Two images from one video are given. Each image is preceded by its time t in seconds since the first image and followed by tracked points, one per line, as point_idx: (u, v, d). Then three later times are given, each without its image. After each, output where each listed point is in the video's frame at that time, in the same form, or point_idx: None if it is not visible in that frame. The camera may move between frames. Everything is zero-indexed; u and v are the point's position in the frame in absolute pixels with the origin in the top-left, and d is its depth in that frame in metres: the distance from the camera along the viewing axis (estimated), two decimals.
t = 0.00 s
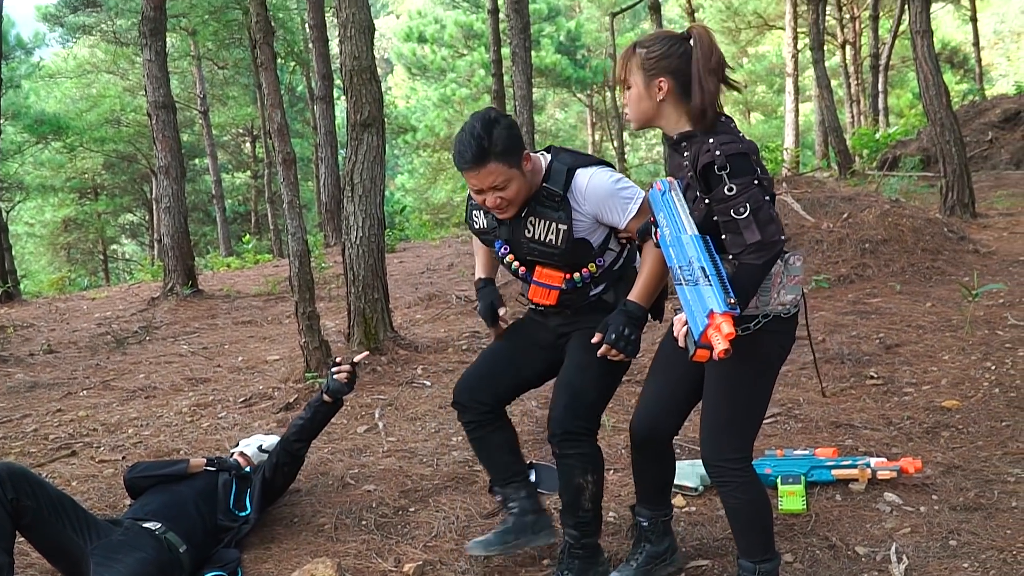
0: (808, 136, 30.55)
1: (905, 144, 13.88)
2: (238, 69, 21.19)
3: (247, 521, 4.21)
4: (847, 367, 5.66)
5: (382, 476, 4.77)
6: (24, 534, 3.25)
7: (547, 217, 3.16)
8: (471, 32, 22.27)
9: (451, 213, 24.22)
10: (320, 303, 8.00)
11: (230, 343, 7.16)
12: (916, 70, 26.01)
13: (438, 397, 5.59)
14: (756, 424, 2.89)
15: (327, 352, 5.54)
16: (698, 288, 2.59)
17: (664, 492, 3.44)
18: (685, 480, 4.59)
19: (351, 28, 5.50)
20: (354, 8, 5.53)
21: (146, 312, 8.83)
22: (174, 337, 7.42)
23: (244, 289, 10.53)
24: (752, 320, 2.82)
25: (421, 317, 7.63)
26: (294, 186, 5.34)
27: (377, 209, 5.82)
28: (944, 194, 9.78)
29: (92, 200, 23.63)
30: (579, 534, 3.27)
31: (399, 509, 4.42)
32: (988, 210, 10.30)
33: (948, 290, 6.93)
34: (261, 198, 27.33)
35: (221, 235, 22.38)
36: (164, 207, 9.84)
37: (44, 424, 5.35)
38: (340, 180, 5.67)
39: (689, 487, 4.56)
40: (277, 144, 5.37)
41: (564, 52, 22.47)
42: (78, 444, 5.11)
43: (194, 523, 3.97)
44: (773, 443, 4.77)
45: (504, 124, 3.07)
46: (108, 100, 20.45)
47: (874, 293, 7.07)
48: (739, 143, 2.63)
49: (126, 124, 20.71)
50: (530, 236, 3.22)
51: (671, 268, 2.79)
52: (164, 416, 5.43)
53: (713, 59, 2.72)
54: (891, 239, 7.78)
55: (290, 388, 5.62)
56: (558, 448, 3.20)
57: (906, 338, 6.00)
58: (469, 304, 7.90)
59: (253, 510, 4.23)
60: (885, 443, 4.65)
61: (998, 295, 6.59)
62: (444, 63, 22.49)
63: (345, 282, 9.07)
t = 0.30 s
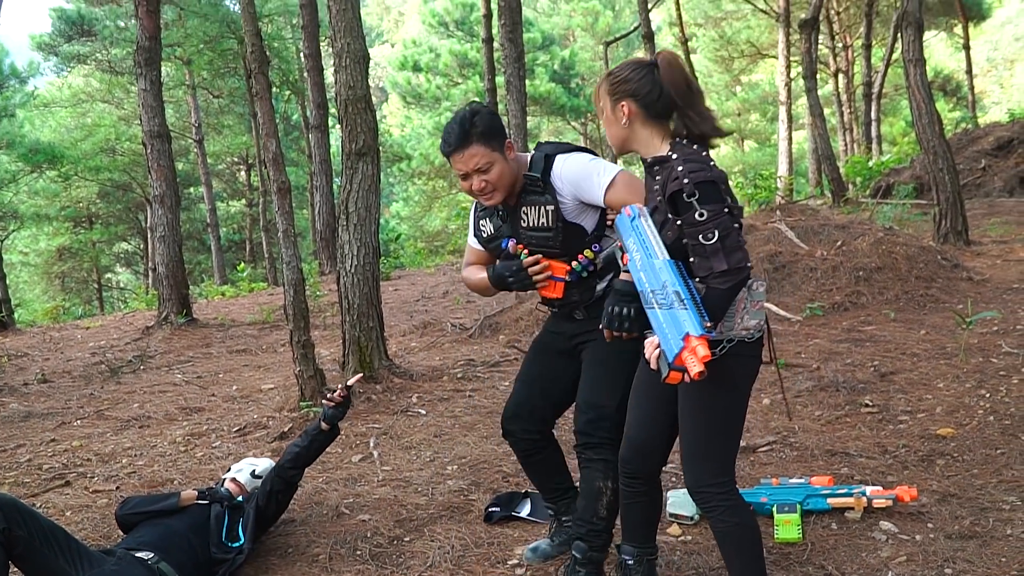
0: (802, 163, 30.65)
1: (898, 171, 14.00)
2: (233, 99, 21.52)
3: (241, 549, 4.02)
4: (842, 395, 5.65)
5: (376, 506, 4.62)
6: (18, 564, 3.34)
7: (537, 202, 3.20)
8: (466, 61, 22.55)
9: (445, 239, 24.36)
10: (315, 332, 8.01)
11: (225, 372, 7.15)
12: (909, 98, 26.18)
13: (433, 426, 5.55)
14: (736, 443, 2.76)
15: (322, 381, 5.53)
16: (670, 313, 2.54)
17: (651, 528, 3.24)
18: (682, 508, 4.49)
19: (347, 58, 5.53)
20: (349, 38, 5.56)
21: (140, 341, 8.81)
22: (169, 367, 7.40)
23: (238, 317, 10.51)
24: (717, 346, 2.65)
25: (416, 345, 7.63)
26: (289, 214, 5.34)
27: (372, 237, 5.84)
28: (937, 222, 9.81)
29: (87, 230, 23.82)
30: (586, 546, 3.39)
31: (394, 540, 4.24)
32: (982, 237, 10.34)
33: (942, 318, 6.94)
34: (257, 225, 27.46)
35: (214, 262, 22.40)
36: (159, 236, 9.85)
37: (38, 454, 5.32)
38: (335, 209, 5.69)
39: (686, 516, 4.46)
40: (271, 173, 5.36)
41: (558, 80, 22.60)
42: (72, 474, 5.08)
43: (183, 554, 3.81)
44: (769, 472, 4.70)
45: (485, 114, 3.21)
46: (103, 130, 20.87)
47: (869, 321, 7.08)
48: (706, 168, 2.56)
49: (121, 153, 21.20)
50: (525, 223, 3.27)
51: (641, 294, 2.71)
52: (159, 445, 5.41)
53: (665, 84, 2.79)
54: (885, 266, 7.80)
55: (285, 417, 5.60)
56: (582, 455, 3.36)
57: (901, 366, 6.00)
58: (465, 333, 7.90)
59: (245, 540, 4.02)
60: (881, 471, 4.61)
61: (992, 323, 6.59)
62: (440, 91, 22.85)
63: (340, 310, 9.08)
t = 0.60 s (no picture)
0: (800, 182, 30.71)
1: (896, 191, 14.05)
2: (232, 117, 21.69)
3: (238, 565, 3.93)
4: (840, 414, 5.65)
5: (374, 524, 4.51)
6: None
7: (556, 180, 3.21)
8: (464, 79, 22.68)
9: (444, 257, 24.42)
10: (314, 350, 8.03)
11: (223, 390, 7.14)
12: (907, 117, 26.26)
13: (432, 444, 5.54)
14: (717, 457, 2.74)
15: (320, 399, 5.54)
16: (607, 333, 2.62)
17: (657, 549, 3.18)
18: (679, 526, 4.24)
19: (346, 77, 5.56)
20: (349, 57, 5.58)
21: (139, 359, 8.80)
22: (166, 385, 7.39)
23: (237, 335, 10.51)
24: (684, 364, 2.70)
25: (415, 363, 7.63)
26: (288, 232, 5.33)
27: (370, 255, 5.85)
28: (936, 241, 9.82)
29: (86, 248, 23.89)
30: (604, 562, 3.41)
31: (392, 558, 4.12)
32: (981, 256, 10.37)
33: (940, 337, 6.95)
34: (255, 243, 27.53)
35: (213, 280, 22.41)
36: (158, 255, 9.87)
37: (36, 472, 5.31)
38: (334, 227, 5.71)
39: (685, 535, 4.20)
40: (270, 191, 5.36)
41: (556, 99, 22.69)
42: (70, 492, 5.06)
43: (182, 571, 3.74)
44: (768, 491, 4.67)
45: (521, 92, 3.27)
46: (102, 148, 20.95)
47: (867, 340, 7.09)
48: (663, 188, 2.50)
49: (120, 171, 21.23)
50: (543, 203, 3.24)
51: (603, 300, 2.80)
52: (157, 463, 5.40)
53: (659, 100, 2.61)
54: (883, 285, 7.81)
55: (283, 436, 5.59)
56: (592, 475, 3.39)
57: (899, 385, 6.00)
58: (463, 351, 7.90)
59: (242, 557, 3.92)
60: (879, 490, 4.59)
61: (990, 343, 6.59)
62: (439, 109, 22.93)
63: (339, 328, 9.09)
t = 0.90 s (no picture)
0: (803, 188, 30.69)
1: (899, 197, 14.06)
2: (235, 123, 21.77)
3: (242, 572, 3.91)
4: (845, 420, 5.64)
5: (378, 531, 4.50)
6: None
7: (589, 173, 3.29)
8: (467, 86, 22.75)
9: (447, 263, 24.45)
10: (317, 356, 8.04)
11: (226, 396, 7.14)
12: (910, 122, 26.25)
13: (435, 451, 5.53)
14: (727, 465, 2.73)
15: (324, 405, 5.55)
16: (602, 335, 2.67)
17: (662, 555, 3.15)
18: (683, 533, 4.21)
19: (348, 84, 5.58)
20: (351, 65, 5.60)
21: (142, 366, 8.81)
22: (169, 392, 7.39)
23: (239, 342, 10.52)
24: (688, 372, 2.70)
25: (418, 369, 7.63)
26: (291, 238, 5.33)
27: (373, 261, 5.85)
28: (939, 246, 9.82)
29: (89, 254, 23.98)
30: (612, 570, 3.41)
31: (395, 564, 4.11)
32: (984, 262, 10.36)
33: (944, 342, 6.95)
34: (258, 249, 27.59)
35: (216, 287, 22.43)
36: (161, 261, 9.91)
37: (40, 478, 5.31)
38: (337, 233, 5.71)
39: (688, 543, 4.17)
40: (274, 198, 5.36)
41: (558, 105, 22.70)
42: (73, 498, 5.06)
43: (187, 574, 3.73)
44: (772, 497, 4.66)
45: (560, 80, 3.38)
46: (106, 155, 20.98)
47: (871, 346, 7.08)
48: (661, 191, 2.50)
49: (123, 178, 21.23)
50: (571, 193, 3.29)
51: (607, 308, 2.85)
52: (160, 470, 5.40)
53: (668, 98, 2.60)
54: (887, 291, 7.81)
55: (286, 442, 5.59)
56: (603, 480, 3.39)
57: (904, 391, 5.99)
58: (466, 357, 7.90)
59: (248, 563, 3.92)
60: (883, 496, 4.58)
61: (995, 348, 6.58)
62: (442, 116, 22.95)
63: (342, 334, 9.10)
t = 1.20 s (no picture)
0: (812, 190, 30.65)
1: (909, 198, 14.01)
2: (245, 126, 21.85)
3: None
4: (856, 423, 5.63)
5: (388, 533, 4.49)
6: None
7: (615, 167, 3.31)
8: (476, 88, 22.77)
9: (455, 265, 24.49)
10: (327, 358, 8.05)
11: (237, 398, 7.16)
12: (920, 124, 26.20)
13: (445, 453, 5.53)
14: (730, 464, 2.66)
15: (334, 407, 5.55)
16: (613, 329, 2.51)
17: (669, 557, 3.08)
18: (693, 536, 4.19)
19: (359, 87, 5.58)
20: (362, 67, 5.61)
21: (154, 367, 8.84)
22: (180, 394, 7.42)
23: (250, 344, 10.55)
24: (694, 372, 2.61)
25: (428, 371, 7.64)
26: (301, 240, 5.34)
27: (383, 263, 5.86)
28: (950, 248, 9.81)
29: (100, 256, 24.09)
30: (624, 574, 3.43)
31: (406, 566, 4.10)
32: (995, 263, 10.33)
33: (956, 344, 6.93)
34: (267, 252, 27.68)
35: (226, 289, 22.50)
36: (172, 263, 9.96)
37: (52, 480, 5.33)
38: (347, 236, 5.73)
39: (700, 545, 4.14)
40: (284, 201, 5.38)
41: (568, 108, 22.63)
42: (85, 500, 5.07)
43: None
44: (783, 500, 4.64)
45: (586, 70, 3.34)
46: (116, 158, 21.06)
47: (882, 348, 7.06)
48: (684, 193, 2.52)
49: (133, 180, 21.31)
50: (595, 185, 3.30)
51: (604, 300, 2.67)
52: (171, 472, 5.41)
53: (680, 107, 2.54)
54: (898, 293, 7.79)
55: (296, 444, 5.60)
56: (611, 482, 3.39)
57: (915, 394, 5.97)
58: (476, 359, 7.91)
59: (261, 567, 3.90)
60: (896, 499, 4.56)
61: (1007, 351, 6.55)
62: (451, 118, 22.98)
63: (352, 336, 9.12)
